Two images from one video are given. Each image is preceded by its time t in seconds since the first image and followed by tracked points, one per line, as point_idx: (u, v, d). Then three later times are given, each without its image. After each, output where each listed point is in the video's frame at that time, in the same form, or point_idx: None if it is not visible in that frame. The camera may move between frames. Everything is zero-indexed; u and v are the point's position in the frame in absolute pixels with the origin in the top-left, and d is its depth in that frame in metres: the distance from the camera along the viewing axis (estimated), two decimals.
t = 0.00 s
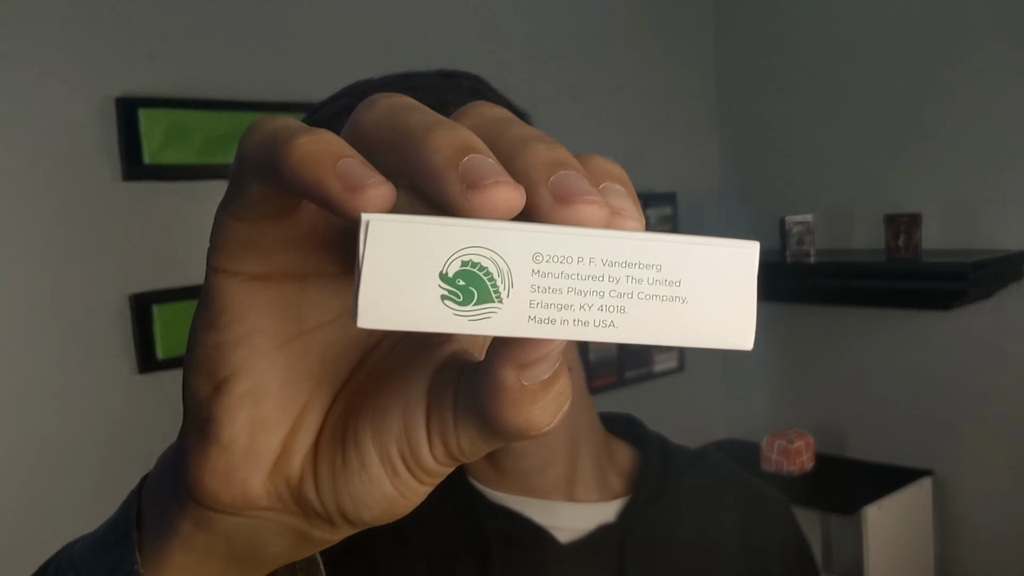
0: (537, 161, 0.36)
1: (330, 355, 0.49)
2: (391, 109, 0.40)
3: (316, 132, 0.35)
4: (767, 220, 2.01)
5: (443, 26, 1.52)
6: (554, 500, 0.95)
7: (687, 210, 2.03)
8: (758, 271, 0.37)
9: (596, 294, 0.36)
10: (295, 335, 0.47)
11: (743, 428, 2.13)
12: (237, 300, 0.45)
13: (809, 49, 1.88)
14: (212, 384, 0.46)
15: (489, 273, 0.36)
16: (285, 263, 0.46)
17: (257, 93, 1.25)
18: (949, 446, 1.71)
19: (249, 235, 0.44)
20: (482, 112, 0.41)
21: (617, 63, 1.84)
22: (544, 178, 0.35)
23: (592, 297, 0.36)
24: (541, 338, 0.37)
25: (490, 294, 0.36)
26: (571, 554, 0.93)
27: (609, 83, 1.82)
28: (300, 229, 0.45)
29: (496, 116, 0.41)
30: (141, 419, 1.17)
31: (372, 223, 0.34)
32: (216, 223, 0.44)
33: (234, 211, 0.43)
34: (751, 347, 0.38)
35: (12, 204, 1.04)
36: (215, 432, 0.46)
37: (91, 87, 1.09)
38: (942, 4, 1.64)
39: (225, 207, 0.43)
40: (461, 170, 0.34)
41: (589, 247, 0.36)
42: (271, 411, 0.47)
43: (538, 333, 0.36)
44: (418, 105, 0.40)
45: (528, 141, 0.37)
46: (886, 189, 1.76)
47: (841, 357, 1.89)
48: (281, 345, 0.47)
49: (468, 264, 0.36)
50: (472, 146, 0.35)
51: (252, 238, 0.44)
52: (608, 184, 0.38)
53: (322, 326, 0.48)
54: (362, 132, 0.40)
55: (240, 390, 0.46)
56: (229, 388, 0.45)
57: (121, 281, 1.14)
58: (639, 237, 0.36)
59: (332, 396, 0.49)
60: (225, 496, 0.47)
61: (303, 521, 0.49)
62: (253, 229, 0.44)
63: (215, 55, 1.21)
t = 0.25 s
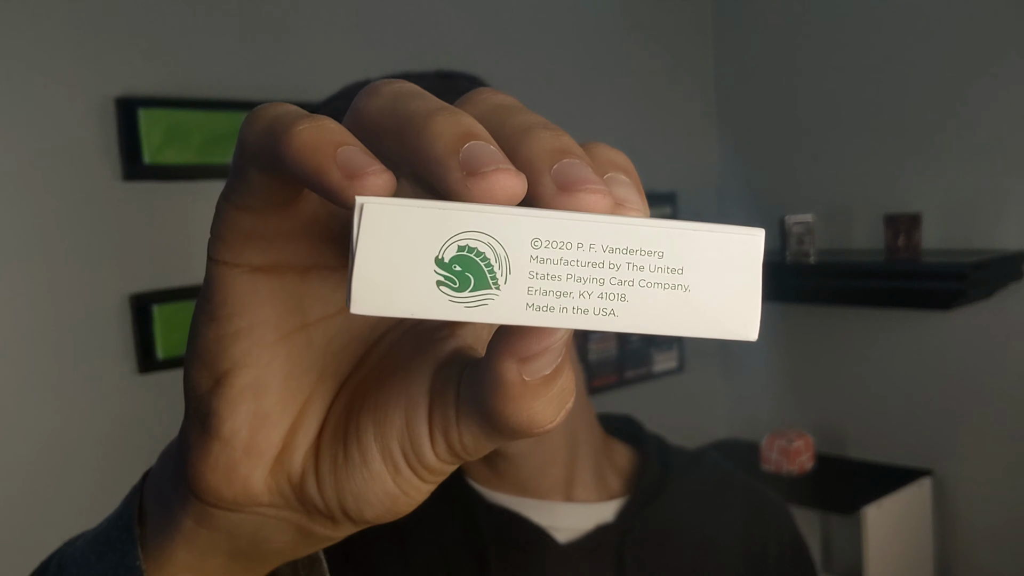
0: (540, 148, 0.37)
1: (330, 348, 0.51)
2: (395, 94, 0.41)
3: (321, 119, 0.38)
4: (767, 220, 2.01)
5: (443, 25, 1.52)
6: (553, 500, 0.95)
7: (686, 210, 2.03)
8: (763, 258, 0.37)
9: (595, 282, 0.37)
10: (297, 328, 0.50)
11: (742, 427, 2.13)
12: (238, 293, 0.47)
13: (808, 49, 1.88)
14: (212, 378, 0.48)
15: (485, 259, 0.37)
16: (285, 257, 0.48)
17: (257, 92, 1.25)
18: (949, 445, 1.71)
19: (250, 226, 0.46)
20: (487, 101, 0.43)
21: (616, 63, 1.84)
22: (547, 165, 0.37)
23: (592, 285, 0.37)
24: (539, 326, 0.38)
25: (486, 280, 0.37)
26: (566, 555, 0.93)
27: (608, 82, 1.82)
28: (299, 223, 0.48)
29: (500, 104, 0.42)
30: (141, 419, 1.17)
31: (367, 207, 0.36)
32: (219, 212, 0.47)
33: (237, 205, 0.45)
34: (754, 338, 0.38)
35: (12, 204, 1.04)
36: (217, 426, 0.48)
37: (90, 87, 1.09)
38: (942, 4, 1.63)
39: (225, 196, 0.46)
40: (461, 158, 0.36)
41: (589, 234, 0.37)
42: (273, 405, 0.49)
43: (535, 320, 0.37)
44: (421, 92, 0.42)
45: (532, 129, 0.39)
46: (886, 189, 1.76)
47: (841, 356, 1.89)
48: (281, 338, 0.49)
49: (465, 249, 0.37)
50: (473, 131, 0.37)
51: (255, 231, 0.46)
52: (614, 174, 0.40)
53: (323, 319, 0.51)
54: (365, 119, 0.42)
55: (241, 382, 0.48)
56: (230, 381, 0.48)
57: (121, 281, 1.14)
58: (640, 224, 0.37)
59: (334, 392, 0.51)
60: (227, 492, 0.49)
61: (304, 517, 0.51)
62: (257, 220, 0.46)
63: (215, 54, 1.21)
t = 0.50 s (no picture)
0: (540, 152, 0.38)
1: (328, 351, 0.51)
2: (392, 93, 0.42)
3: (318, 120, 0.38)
4: (767, 219, 2.01)
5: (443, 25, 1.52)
6: (552, 499, 0.95)
7: (686, 210, 2.03)
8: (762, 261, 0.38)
9: (593, 284, 0.37)
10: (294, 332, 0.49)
11: (742, 427, 2.13)
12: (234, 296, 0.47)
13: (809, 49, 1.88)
14: (208, 380, 0.49)
15: (481, 261, 0.37)
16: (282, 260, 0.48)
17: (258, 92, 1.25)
18: (949, 445, 1.71)
19: (247, 227, 0.46)
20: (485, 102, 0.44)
21: (617, 63, 1.84)
22: (546, 168, 0.38)
23: (590, 287, 0.37)
24: (536, 328, 0.38)
25: (482, 283, 0.37)
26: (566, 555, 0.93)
27: (608, 82, 1.82)
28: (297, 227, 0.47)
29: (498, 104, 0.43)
30: (141, 419, 1.17)
31: (361, 209, 0.36)
32: (215, 214, 0.47)
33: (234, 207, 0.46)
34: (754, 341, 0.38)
35: (12, 204, 1.04)
36: (212, 429, 0.48)
37: (91, 87, 1.09)
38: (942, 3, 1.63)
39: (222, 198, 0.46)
40: (458, 161, 0.37)
41: (586, 236, 0.37)
42: (269, 407, 0.49)
43: (533, 323, 0.37)
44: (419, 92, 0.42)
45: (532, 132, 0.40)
46: (886, 189, 1.76)
47: (841, 356, 1.89)
48: (278, 340, 0.49)
49: (461, 251, 0.37)
50: (471, 136, 0.37)
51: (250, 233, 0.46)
52: (612, 177, 0.40)
53: (321, 322, 0.51)
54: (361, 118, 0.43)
55: (236, 384, 0.48)
56: (225, 383, 0.48)
57: (121, 281, 1.14)
58: (638, 226, 0.37)
59: (331, 395, 0.51)
60: (223, 494, 0.49)
61: (301, 520, 0.51)
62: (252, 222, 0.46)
63: (215, 55, 1.21)
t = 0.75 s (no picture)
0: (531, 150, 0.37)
1: (321, 350, 0.51)
2: (386, 97, 0.40)
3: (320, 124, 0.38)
4: (766, 220, 2.01)
5: (443, 25, 1.52)
6: (552, 500, 0.96)
7: (686, 210, 2.03)
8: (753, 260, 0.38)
9: (588, 289, 0.37)
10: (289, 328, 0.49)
11: (742, 428, 2.12)
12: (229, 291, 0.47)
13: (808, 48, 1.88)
14: (198, 380, 0.47)
15: (480, 270, 0.36)
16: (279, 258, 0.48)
17: (258, 92, 1.25)
18: (949, 445, 1.71)
19: (242, 225, 0.46)
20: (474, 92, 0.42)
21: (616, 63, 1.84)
22: (534, 164, 0.37)
23: (586, 293, 0.37)
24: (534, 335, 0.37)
25: (481, 291, 0.36)
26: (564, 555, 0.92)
27: (608, 83, 1.82)
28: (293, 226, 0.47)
29: (486, 94, 0.42)
30: (141, 419, 1.17)
31: (362, 221, 0.35)
32: (211, 212, 0.47)
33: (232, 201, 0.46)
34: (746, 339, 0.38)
35: (13, 204, 1.04)
36: (202, 428, 0.48)
37: (91, 87, 1.09)
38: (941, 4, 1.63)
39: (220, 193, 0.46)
40: (453, 167, 0.35)
41: (582, 242, 0.36)
42: (263, 402, 0.49)
43: (532, 330, 0.37)
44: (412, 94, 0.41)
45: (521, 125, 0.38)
46: (886, 190, 1.76)
47: (840, 357, 1.89)
48: (270, 339, 0.49)
49: (460, 261, 0.36)
50: (469, 140, 0.36)
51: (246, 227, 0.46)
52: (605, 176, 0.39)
53: (313, 320, 0.50)
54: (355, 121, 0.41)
55: (228, 384, 0.47)
56: (217, 382, 0.47)
57: (121, 281, 1.14)
58: (633, 230, 0.36)
59: (324, 393, 0.51)
60: (214, 493, 0.49)
61: (295, 517, 0.51)
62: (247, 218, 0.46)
63: (216, 54, 1.21)
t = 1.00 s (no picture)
0: (491, 176, 0.33)
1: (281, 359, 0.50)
2: (350, 121, 0.38)
3: (290, 148, 0.35)
4: (767, 220, 2.02)
5: (443, 25, 1.52)
6: (554, 499, 0.96)
7: (687, 210, 2.04)
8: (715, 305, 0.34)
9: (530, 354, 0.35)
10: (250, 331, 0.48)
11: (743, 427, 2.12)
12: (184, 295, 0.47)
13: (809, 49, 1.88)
14: (155, 389, 0.47)
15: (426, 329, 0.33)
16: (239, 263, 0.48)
17: (258, 92, 1.25)
18: (949, 446, 1.71)
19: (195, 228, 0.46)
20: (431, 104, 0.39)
21: (617, 63, 1.84)
22: (494, 197, 0.33)
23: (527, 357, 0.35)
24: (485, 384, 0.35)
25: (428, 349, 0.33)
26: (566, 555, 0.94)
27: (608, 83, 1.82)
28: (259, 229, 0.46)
29: (442, 108, 0.38)
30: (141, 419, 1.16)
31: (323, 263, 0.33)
32: (167, 217, 0.46)
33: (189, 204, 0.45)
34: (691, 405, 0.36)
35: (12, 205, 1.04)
36: (161, 436, 0.48)
37: (90, 88, 1.09)
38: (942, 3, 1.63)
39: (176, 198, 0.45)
40: (418, 205, 0.31)
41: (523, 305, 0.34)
42: (221, 411, 0.48)
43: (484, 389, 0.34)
44: (371, 117, 0.37)
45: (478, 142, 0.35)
46: (886, 190, 1.76)
47: (841, 356, 1.88)
48: (230, 344, 0.48)
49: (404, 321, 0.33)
50: (432, 174, 0.32)
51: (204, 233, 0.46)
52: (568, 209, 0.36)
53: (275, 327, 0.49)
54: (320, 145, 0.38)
55: (186, 393, 0.47)
56: (174, 392, 0.47)
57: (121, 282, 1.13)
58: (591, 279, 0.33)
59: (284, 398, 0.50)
60: (177, 503, 0.48)
61: (259, 521, 0.51)
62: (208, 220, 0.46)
63: (214, 55, 1.20)
